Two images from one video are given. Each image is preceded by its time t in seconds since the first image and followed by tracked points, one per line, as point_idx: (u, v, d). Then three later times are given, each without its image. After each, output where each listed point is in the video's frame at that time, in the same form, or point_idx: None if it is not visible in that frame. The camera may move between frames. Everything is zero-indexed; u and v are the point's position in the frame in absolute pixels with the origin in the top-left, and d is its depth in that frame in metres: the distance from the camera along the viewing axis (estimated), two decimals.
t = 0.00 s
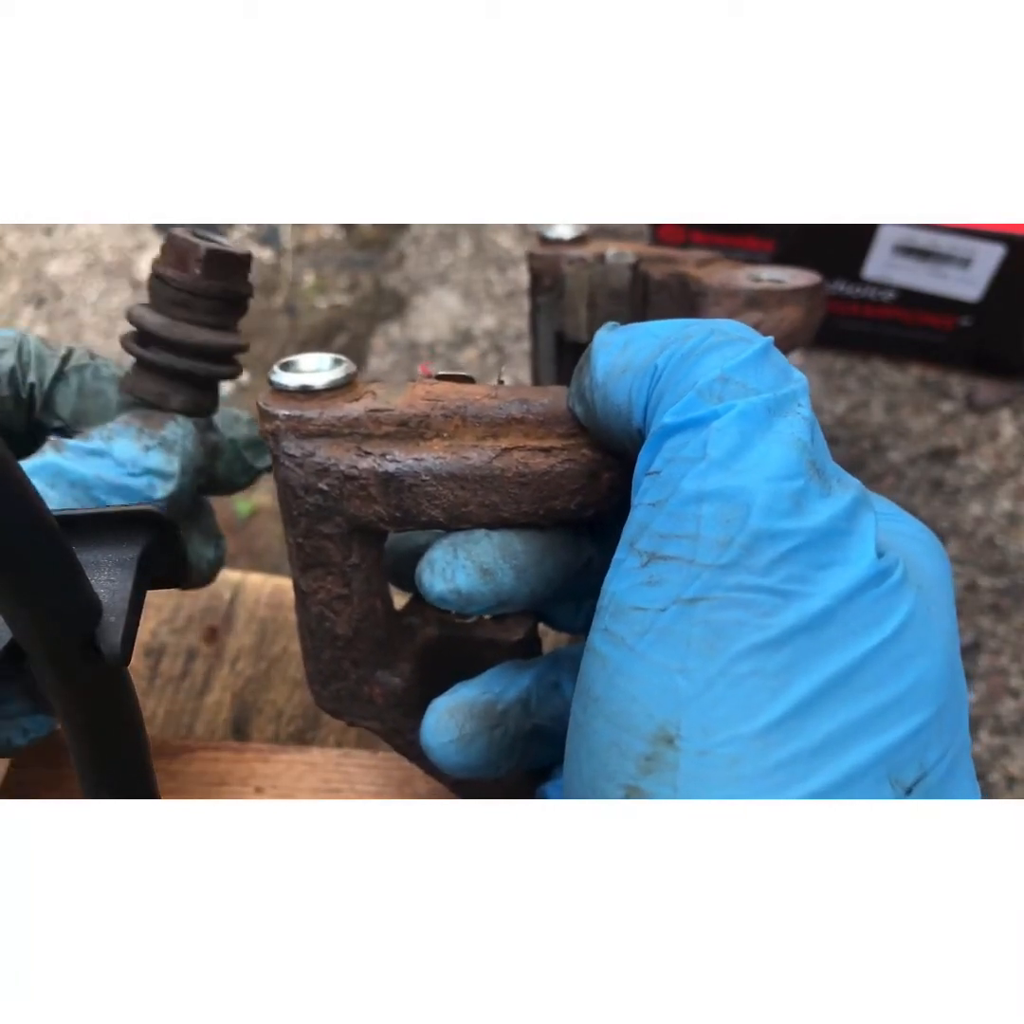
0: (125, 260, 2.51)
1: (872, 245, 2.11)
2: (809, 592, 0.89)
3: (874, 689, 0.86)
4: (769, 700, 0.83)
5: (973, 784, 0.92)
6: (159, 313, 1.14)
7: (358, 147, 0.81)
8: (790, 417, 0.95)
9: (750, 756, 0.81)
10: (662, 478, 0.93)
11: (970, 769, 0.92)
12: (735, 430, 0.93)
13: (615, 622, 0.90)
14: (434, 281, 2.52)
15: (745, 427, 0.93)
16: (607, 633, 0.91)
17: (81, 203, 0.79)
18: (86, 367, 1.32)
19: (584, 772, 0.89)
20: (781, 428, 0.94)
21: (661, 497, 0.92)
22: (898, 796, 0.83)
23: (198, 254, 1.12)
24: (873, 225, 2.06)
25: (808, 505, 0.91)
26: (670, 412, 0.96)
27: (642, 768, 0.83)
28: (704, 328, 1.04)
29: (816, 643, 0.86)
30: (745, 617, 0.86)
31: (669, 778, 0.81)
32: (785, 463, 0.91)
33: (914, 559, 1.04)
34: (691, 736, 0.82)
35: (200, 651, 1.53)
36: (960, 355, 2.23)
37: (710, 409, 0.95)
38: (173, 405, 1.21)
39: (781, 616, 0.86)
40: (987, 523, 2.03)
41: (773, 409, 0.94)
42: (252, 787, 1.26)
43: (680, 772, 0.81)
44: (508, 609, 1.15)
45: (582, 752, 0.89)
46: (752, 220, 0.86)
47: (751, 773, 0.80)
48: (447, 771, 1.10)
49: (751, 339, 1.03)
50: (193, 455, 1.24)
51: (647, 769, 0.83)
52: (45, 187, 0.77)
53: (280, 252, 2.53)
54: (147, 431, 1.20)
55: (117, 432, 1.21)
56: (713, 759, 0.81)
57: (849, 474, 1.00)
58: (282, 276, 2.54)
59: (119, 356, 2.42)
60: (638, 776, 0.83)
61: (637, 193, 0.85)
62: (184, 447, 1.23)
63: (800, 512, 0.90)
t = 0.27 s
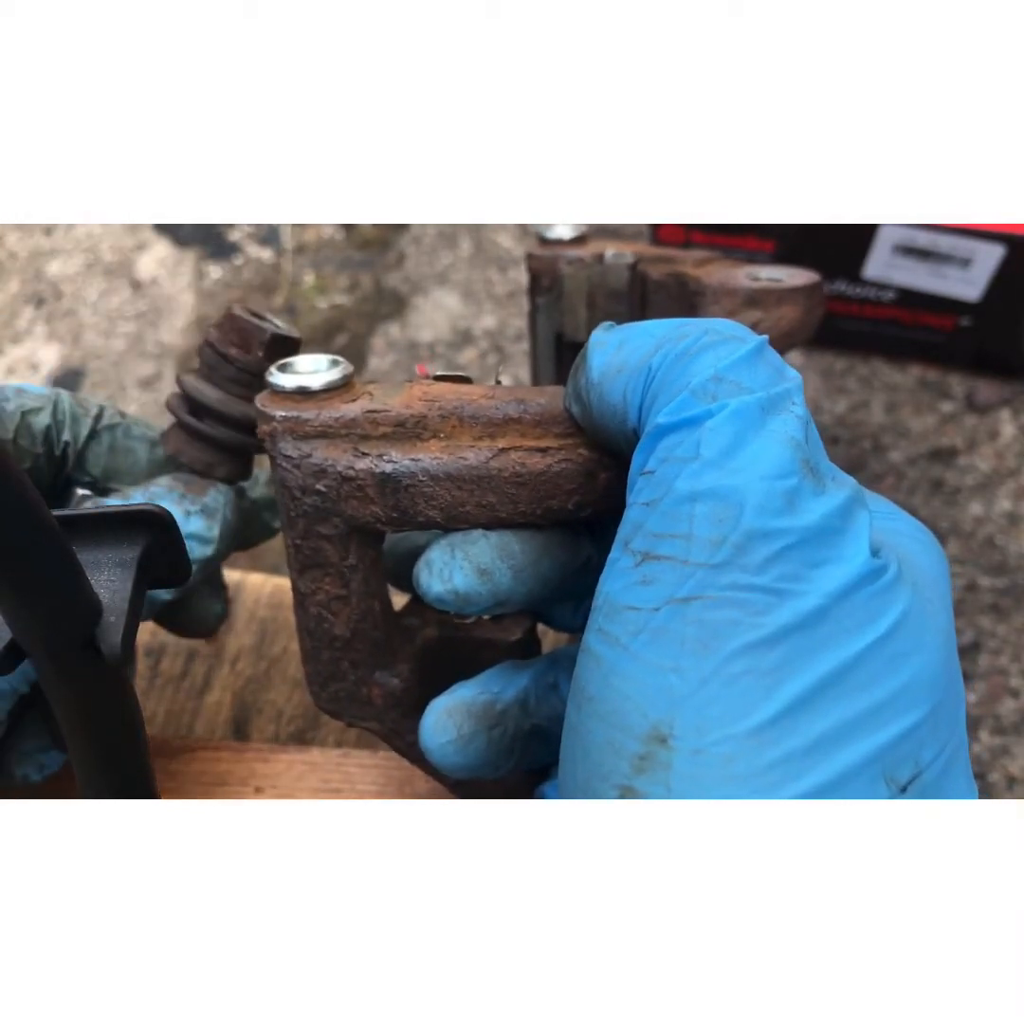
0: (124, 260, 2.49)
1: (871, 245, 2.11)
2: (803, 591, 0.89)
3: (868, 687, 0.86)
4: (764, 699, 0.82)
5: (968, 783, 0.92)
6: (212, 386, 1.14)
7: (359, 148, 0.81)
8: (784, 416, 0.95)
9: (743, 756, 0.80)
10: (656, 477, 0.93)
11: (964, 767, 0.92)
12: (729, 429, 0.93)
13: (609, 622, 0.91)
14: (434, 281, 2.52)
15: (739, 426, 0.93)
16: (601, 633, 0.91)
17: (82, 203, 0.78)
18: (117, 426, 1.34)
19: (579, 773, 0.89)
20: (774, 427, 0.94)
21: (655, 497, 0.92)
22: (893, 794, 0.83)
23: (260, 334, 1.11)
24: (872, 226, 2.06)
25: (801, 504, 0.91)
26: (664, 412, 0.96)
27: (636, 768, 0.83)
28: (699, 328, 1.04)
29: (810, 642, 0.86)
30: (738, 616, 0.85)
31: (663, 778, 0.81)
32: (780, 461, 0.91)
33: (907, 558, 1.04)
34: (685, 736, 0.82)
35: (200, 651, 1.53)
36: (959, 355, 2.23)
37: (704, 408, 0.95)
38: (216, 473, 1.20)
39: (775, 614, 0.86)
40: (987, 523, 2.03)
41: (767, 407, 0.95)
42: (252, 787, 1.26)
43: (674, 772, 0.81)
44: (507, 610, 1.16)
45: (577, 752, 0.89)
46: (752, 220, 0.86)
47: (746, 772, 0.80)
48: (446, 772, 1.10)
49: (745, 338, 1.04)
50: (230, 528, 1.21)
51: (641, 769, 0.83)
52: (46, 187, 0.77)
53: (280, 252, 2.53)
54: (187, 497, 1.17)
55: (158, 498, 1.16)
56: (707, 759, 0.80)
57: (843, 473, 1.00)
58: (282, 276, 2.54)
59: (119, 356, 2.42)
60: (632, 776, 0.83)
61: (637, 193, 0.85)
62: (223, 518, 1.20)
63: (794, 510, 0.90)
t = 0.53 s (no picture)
0: (124, 259, 2.50)
1: (872, 245, 2.11)
2: (803, 594, 0.89)
3: (869, 691, 0.86)
4: (765, 703, 0.82)
5: (969, 785, 0.92)
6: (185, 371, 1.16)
7: (359, 147, 0.81)
8: (783, 418, 0.95)
9: (744, 760, 0.80)
10: (656, 480, 0.93)
11: (965, 769, 0.92)
12: (728, 432, 0.93)
13: (609, 626, 0.91)
14: (434, 281, 2.52)
15: (738, 428, 0.93)
16: (601, 637, 0.91)
17: (82, 202, 0.78)
18: (104, 405, 1.39)
19: (580, 777, 0.89)
20: (774, 429, 0.94)
21: (655, 501, 0.92)
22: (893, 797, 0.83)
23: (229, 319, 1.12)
24: (873, 226, 2.06)
25: (802, 506, 0.91)
26: (664, 414, 0.96)
27: (636, 773, 0.83)
28: (697, 331, 1.04)
29: (811, 646, 0.86)
30: (738, 620, 0.85)
31: (664, 783, 0.81)
32: (781, 464, 0.91)
33: (908, 559, 1.05)
34: (685, 741, 0.82)
35: (200, 651, 1.53)
36: (959, 355, 2.23)
37: (704, 411, 0.95)
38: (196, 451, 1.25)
39: (776, 618, 0.86)
40: (987, 523, 2.03)
41: (766, 410, 0.95)
42: (251, 786, 1.26)
43: (675, 777, 0.81)
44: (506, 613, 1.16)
45: (578, 756, 0.90)
46: (752, 219, 0.86)
47: (747, 776, 0.80)
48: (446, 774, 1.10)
49: (743, 340, 1.04)
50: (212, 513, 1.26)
51: (641, 774, 0.83)
52: (46, 186, 0.77)
53: (280, 252, 2.54)
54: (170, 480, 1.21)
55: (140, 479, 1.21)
56: (708, 763, 0.81)
57: (843, 474, 1.00)
58: (282, 276, 2.54)
59: (119, 356, 2.42)
60: (632, 781, 0.83)
61: (637, 193, 0.85)
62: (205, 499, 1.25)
63: (794, 513, 0.90)
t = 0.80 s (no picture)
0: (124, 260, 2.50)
1: (872, 245, 2.10)
2: (802, 604, 0.88)
3: (868, 701, 0.86)
4: (763, 714, 0.82)
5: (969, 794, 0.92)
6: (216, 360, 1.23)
7: (359, 147, 0.81)
8: (780, 426, 0.95)
9: (742, 772, 0.80)
10: (653, 489, 0.94)
11: (964, 778, 0.92)
12: (726, 440, 0.93)
13: (607, 637, 0.91)
14: (434, 281, 2.52)
15: (735, 437, 0.93)
16: (599, 647, 0.91)
17: (81, 203, 0.78)
18: (106, 368, 1.43)
19: (578, 789, 0.89)
20: (772, 437, 0.94)
21: (652, 509, 0.93)
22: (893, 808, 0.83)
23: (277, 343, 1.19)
24: (873, 226, 2.05)
25: (799, 515, 0.91)
26: (661, 423, 0.96)
27: (634, 786, 0.83)
28: (693, 338, 1.04)
29: (809, 656, 0.86)
30: (736, 631, 0.85)
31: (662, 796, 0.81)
32: (778, 472, 0.91)
33: (906, 567, 1.05)
34: (683, 753, 0.81)
35: (199, 650, 1.53)
36: (959, 355, 2.23)
37: (701, 419, 0.95)
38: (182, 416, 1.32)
39: (774, 628, 0.86)
40: (987, 523, 2.03)
41: (763, 418, 0.95)
42: (251, 786, 1.27)
43: (673, 790, 0.80)
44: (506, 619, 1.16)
45: (576, 768, 0.89)
46: (752, 219, 0.86)
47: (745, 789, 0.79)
48: (445, 782, 1.10)
49: (740, 347, 1.03)
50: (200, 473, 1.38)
51: (639, 787, 0.82)
52: (45, 186, 0.77)
53: (281, 252, 2.56)
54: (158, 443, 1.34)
55: (130, 446, 1.33)
56: (706, 776, 0.80)
57: (841, 482, 1.00)
58: (282, 277, 2.55)
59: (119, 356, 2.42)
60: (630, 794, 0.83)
61: (638, 193, 0.85)
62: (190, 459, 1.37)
63: (792, 522, 0.90)
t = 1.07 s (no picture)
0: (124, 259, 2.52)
1: (872, 244, 2.10)
2: (801, 613, 0.88)
3: (867, 711, 0.86)
4: (762, 724, 0.82)
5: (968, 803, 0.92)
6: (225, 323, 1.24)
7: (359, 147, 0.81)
8: (779, 432, 0.95)
9: (741, 782, 0.80)
10: (652, 497, 0.94)
11: (964, 786, 0.92)
12: (724, 448, 0.93)
13: (607, 645, 0.91)
14: (434, 281, 2.53)
15: (734, 444, 0.93)
16: (599, 656, 0.91)
17: (82, 203, 0.78)
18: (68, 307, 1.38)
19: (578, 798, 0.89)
20: (770, 443, 0.93)
21: (651, 517, 0.93)
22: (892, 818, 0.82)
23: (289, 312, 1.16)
24: (872, 226, 2.05)
25: (799, 523, 0.90)
26: (659, 430, 0.96)
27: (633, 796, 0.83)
28: (691, 344, 1.04)
29: (808, 666, 0.85)
30: (735, 641, 0.85)
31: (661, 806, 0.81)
32: (776, 480, 0.90)
33: (905, 574, 1.05)
34: (682, 764, 0.81)
35: (200, 650, 1.53)
36: (959, 355, 2.23)
37: (699, 426, 0.95)
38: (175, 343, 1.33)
39: (773, 638, 0.86)
40: (987, 523, 2.03)
41: (762, 424, 0.94)
42: (251, 787, 1.27)
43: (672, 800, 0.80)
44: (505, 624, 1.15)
45: (575, 777, 0.89)
46: (752, 220, 0.86)
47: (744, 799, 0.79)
48: (444, 787, 1.10)
49: (738, 352, 1.03)
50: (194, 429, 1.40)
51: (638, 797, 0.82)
52: (46, 187, 0.77)
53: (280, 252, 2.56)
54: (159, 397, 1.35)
55: (127, 400, 1.34)
56: (705, 786, 0.80)
57: (842, 488, 1.00)
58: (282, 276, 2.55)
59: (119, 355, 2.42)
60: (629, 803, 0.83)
61: (639, 192, 0.85)
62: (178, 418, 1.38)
63: (791, 530, 0.90)
